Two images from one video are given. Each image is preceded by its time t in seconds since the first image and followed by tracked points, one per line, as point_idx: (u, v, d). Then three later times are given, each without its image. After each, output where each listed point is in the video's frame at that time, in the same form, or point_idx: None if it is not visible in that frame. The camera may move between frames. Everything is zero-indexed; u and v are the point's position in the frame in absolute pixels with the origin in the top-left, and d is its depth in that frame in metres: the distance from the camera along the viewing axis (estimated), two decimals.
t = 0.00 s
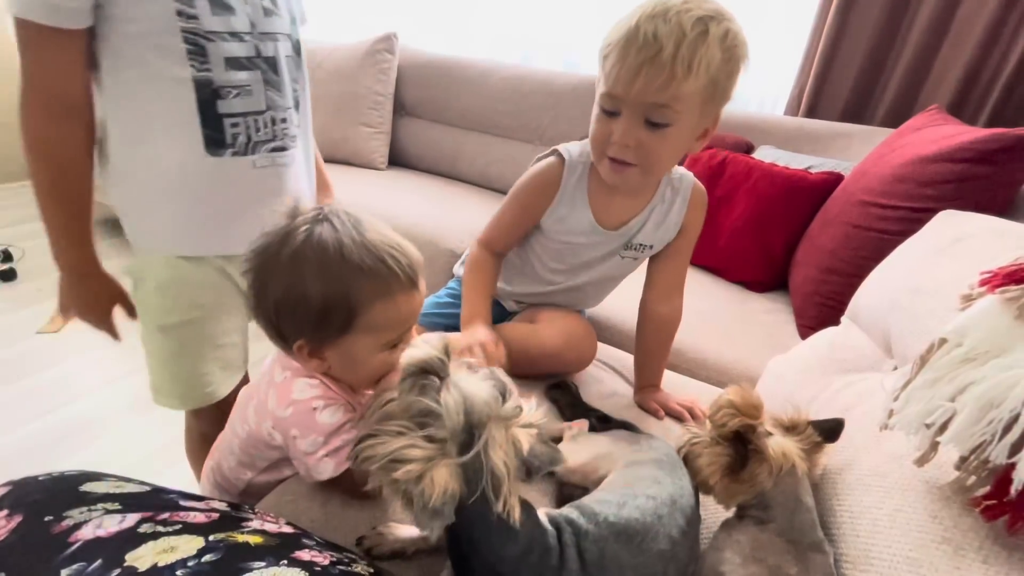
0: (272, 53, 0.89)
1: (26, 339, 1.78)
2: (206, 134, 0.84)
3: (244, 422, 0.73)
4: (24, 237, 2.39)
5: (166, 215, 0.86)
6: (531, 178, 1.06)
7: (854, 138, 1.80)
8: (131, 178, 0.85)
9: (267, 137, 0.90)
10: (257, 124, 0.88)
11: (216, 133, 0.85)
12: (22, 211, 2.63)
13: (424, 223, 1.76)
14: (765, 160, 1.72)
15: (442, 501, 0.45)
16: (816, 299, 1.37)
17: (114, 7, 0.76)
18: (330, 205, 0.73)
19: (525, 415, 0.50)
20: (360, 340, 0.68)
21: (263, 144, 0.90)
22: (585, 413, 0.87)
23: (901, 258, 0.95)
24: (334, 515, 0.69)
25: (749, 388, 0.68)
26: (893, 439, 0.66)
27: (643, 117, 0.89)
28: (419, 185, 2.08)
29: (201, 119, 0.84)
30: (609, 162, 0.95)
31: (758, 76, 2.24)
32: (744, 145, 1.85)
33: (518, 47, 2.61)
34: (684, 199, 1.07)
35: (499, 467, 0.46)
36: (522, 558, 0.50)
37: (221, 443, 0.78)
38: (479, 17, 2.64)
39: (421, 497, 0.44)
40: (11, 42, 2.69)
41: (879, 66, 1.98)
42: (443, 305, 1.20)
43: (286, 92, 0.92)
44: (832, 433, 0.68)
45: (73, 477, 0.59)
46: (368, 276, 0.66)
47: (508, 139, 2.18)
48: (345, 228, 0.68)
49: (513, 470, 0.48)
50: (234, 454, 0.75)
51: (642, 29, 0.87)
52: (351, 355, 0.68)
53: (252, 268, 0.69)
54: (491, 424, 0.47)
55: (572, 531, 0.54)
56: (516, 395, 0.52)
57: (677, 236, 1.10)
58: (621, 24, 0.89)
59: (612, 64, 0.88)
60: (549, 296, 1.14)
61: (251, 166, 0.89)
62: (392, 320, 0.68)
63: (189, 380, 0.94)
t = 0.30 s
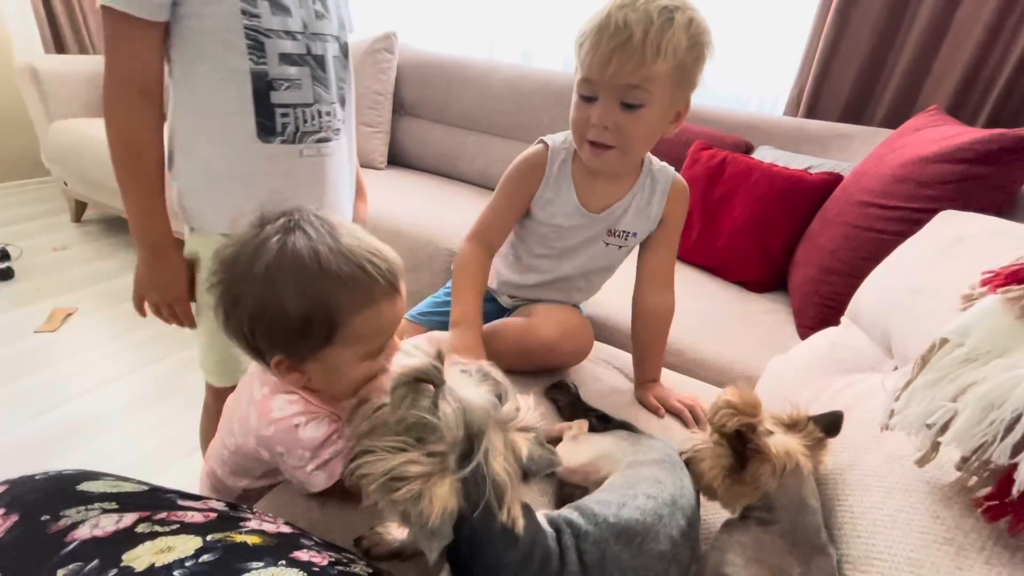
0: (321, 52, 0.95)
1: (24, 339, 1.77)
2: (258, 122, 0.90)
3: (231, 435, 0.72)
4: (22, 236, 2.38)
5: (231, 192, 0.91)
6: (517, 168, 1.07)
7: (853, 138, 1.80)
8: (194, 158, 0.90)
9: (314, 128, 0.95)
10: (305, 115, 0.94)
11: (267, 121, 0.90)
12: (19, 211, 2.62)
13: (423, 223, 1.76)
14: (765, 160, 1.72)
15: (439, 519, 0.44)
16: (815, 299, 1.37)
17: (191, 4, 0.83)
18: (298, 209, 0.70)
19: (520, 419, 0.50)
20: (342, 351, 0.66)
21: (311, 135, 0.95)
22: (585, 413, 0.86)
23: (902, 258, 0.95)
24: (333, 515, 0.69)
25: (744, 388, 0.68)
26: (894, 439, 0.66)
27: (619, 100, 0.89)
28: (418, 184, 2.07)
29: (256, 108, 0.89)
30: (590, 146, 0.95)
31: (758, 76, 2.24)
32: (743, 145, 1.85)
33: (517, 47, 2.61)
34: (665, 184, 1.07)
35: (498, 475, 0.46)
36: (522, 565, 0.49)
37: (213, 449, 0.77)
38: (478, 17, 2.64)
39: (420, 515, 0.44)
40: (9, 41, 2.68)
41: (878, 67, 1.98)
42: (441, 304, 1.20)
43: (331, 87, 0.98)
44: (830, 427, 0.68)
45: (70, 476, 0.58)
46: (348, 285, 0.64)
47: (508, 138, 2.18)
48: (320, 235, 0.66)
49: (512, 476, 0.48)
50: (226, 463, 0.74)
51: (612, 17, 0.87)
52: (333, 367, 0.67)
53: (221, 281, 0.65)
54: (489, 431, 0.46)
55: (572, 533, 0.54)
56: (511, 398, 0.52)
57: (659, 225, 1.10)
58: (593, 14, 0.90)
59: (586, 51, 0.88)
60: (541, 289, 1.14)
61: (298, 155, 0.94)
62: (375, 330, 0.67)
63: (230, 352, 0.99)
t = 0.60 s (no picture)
0: (342, 50, 0.95)
1: (22, 338, 1.77)
2: (279, 114, 0.90)
3: (223, 446, 0.70)
4: (20, 236, 2.38)
5: (246, 183, 0.91)
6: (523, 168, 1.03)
7: (852, 138, 1.80)
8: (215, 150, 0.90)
9: (333, 122, 0.95)
10: (325, 109, 0.94)
11: (288, 114, 0.90)
12: (17, 210, 2.62)
13: (423, 222, 1.75)
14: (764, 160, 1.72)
15: (436, 533, 0.44)
16: (816, 300, 1.36)
17: None
18: (295, 229, 0.65)
19: (519, 430, 0.49)
20: (336, 382, 0.63)
21: (331, 129, 0.95)
22: (584, 414, 0.86)
23: (902, 259, 0.95)
24: (331, 516, 0.68)
25: (744, 389, 0.67)
26: (894, 439, 0.66)
27: (624, 100, 0.89)
28: (417, 184, 2.07)
29: (277, 100, 0.89)
30: (596, 146, 0.95)
31: (758, 76, 2.24)
32: (743, 146, 1.84)
33: (516, 46, 2.60)
34: (667, 185, 1.07)
35: (495, 487, 0.46)
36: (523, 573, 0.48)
37: (207, 456, 0.76)
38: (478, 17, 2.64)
39: (417, 530, 0.44)
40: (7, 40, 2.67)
41: (877, 67, 1.98)
42: (440, 304, 1.20)
43: (351, 84, 0.98)
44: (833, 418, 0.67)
45: (67, 476, 0.58)
46: (343, 318, 0.60)
47: (508, 138, 2.18)
48: (315, 263, 0.61)
49: (510, 488, 0.47)
50: (219, 471, 0.73)
51: (611, 20, 0.86)
52: (326, 395, 0.64)
53: (209, 305, 0.62)
54: (484, 442, 0.46)
55: (571, 537, 0.54)
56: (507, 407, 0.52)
57: (661, 225, 1.10)
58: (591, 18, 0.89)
59: (587, 54, 0.88)
60: (542, 287, 1.14)
61: (317, 148, 0.94)
62: (371, 362, 0.63)
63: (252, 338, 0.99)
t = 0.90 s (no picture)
0: (351, 49, 0.95)
1: (21, 338, 1.76)
2: (284, 110, 0.90)
3: (221, 449, 0.70)
4: (19, 235, 2.38)
5: (251, 178, 0.91)
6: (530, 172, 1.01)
7: (851, 139, 1.80)
8: (220, 146, 0.90)
9: (339, 121, 0.95)
10: (331, 107, 0.94)
11: (294, 110, 0.90)
12: (16, 209, 2.61)
13: (423, 222, 1.75)
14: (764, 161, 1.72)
15: (447, 551, 0.44)
16: (815, 300, 1.37)
17: None
18: (300, 239, 0.64)
19: (509, 426, 0.51)
20: (335, 396, 0.64)
21: (337, 127, 0.95)
22: (583, 414, 0.86)
23: (902, 258, 0.95)
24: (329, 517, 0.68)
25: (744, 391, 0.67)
26: (893, 440, 0.66)
27: (638, 108, 0.89)
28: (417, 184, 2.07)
29: (283, 95, 0.89)
30: (607, 153, 0.95)
31: (757, 77, 2.24)
32: (742, 146, 1.84)
33: (516, 46, 2.60)
34: (671, 188, 1.07)
35: (496, 489, 0.46)
36: None
37: (207, 458, 0.76)
38: (477, 18, 2.64)
39: (425, 551, 0.43)
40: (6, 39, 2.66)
41: (876, 68, 1.98)
42: (440, 304, 1.20)
43: (358, 82, 0.98)
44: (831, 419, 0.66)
45: (66, 476, 0.58)
46: (345, 337, 0.60)
47: (507, 139, 2.18)
48: (321, 280, 0.60)
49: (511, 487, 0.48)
50: (218, 473, 0.73)
51: (629, 27, 0.85)
52: (324, 405, 0.64)
53: (211, 317, 0.61)
54: (475, 447, 0.47)
55: (571, 540, 0.54)
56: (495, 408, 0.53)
57: (665, 227, 1.10)
58: (608, 23, 0.88)
59: (604, 60, 0.86)
60: (543, 287, 1.14)
61: (321, 146, 0.94)
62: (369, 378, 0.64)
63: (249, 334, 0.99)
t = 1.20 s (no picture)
0: (352, 51, 0.95)
1: (21, 338, 1.77)
2: (283, 110, 0.90)
3: (222, 450, 0.70)
4: (19, 235, 2.38)
5: (251, 178, 0.91)
6: (529, 175, 1.01)
7: (851, 140, 1.80)
8: (220, 146, 0.90)
9: (337, 123, 0.96)
10: (330, 109, 0.94)
11: (293, 111, 0.91)
12: (16, 209, 2.61)
13: (422, 222, 1.75)
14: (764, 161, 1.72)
15: None
16: (814, 301, 1.37)
17: None
18: (318, 268, 0.61)
19: (479, 435, 0.47)
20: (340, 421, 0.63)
21: (336, 128, 0.95)
22: (582, 415, 0.86)
23: (900, 259, 0.95)
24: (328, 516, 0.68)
25: (743, 394, 0.66)
26: (893, 440, 0.66)
27: (638, 115, 0.89)
28: (416, 184, 2.07)
29: (282, 96, 0.89)
30: (607, 159, 0.95)
31: (757, 77, 2.24)
32: (742, 147, 1.84)
33: (515, 45, 2.60)
34: (670, 191, 1.08)
35: (469, 509, 0.43)
36: None
37: (207, 458, 0.76)
38: (477, 18, 2.64)
39: None
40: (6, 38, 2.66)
41: (876, 69, 1.98)
42: (439, 305, 1.20)
43: (358, 84, 0.98)
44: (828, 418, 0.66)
45: (67, 476, 0.58)
46: (357, 373, 0.59)
47: (507, 139, 2.18)
48: (340, 319, 0.59)
49: (484, 496, 0.46)
50: (219, 473, 0.73)
51: (631, 33, 0.85)
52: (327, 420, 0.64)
53: (226, 336, 0.61)
54: (444, 472, 0.43)
55: (565, 540, 0.54)
56: (463, 414, 0.49)
57: (664, 229, 1.10)
58: (609, 28, 0.88)
59: (606, 66, 0.86)
60: (542, 289, 1.14)
61: (320, 147, 0.94)
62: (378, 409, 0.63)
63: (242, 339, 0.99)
